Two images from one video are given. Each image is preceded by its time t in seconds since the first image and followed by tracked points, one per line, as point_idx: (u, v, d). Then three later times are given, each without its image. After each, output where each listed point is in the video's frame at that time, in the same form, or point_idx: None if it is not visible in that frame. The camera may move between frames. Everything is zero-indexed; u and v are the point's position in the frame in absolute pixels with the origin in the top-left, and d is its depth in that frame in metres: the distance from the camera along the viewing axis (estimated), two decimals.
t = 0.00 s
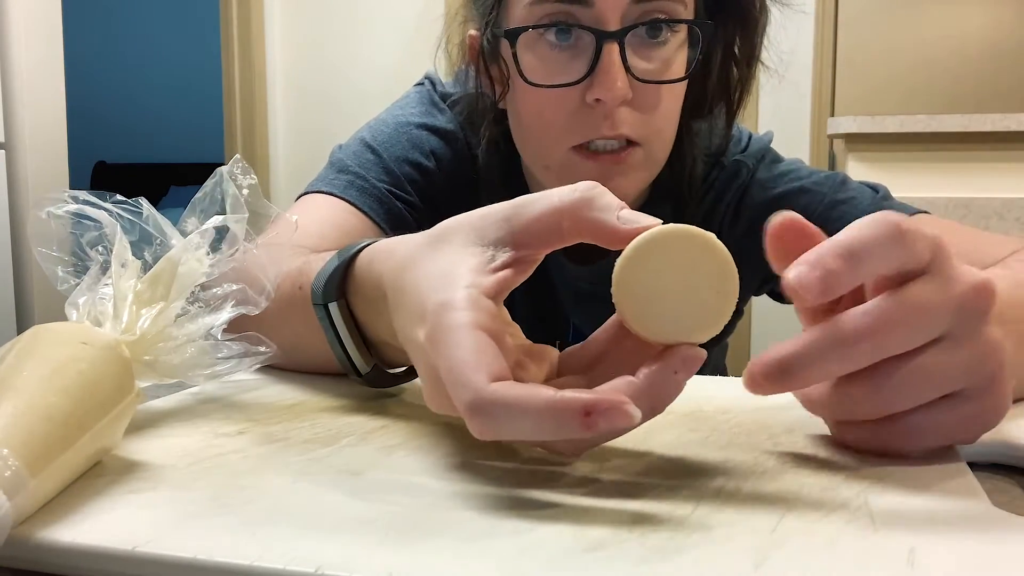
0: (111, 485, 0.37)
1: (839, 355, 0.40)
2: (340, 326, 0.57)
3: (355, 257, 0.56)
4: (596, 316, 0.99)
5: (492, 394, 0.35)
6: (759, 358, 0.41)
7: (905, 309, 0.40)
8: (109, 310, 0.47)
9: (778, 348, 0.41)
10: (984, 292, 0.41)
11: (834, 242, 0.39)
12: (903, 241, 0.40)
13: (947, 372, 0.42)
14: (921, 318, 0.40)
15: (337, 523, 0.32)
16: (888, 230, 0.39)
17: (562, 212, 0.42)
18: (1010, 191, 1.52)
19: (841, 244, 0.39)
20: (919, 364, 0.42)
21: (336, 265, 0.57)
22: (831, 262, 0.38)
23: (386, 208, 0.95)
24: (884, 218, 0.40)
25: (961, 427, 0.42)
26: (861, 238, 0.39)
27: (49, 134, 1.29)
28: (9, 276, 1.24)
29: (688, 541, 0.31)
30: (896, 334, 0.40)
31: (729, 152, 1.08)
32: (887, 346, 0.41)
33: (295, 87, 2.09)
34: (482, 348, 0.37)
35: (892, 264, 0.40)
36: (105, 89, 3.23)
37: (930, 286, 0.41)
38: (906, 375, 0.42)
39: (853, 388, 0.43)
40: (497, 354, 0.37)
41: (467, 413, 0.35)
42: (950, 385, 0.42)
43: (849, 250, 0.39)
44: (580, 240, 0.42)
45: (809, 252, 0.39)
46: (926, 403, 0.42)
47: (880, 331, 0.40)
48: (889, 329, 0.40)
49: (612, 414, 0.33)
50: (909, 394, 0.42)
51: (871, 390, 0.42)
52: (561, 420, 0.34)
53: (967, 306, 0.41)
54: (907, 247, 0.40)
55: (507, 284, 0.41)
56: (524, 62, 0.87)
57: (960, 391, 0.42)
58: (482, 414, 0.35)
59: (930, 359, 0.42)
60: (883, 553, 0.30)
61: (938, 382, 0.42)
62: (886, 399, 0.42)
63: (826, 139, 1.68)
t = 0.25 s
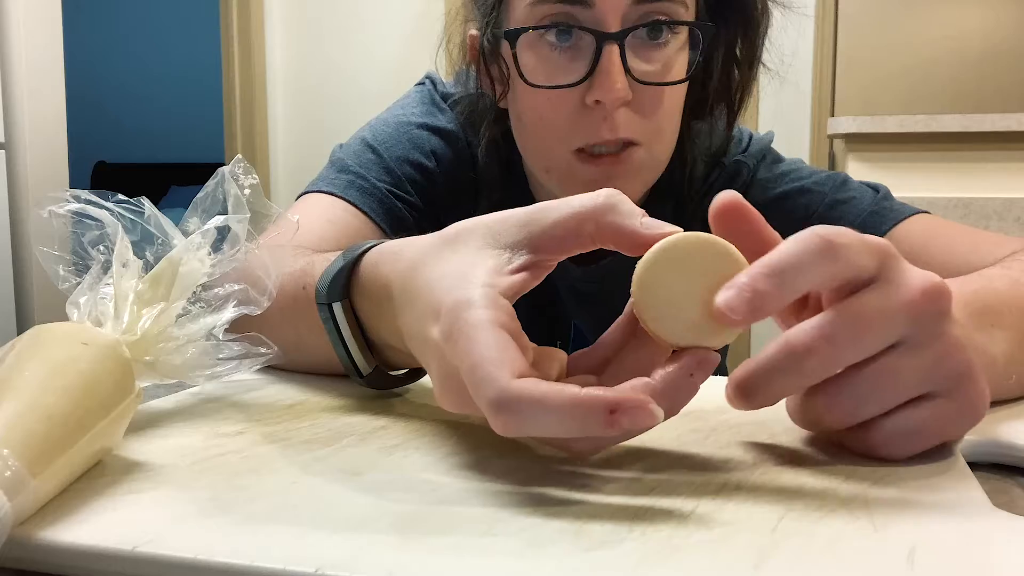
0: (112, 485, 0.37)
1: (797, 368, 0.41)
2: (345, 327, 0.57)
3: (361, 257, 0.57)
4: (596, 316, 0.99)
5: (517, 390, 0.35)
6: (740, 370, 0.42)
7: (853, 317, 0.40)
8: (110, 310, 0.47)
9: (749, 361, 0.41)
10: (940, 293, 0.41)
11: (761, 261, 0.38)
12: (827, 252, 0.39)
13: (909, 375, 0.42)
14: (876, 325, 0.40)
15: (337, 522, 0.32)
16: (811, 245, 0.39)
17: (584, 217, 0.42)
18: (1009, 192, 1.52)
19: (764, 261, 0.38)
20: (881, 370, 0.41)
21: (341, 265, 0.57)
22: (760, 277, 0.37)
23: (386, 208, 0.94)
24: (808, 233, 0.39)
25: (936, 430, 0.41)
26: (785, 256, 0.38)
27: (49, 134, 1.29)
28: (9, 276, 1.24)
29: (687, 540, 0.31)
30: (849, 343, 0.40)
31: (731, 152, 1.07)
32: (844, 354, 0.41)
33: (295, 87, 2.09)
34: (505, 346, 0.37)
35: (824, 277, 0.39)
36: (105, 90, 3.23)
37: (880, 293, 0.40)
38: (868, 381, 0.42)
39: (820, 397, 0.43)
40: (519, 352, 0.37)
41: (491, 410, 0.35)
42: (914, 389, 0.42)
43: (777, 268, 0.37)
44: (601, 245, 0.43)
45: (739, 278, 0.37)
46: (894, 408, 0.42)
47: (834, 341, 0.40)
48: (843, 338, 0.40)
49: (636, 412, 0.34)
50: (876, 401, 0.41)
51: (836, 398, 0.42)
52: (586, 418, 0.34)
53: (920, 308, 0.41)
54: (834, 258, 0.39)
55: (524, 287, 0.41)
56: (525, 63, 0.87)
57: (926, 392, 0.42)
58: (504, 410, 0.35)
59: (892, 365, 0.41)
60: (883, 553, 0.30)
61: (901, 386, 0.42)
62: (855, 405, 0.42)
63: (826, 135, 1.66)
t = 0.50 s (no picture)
0: (112, 486, 0.37)
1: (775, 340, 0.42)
2: (346, 325, 0.57)
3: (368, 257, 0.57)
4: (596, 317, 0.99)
5: (532, 379, 0.34)
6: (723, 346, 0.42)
7: (831, 290, 0.41)
8: (111, 310, 0.47)
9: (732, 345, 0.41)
10: (928, 275, 0.41)
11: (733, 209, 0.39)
12: (803, 209, 0.39)
13: (886, 354, 0.42)
14: (853, 299, 0.41)
15: (337, 522, 0.32)
16: (788, 200, 0.39)
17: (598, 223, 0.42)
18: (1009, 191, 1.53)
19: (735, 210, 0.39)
20: (857, 344, 0.43)
21: (346, 264, 0.57)
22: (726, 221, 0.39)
23: (386, 208, 0.94)
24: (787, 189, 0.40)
25: (904, 411, 0.43)
26: (756, 206, 0.39)
27: (48, 134, 1.29)
28: (9, 275, 1.24)
29: (687, 540, 0.31)
30: (825, 315, 0.41)
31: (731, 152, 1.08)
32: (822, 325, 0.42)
33: (295, 87, 2.09)
34: (519, 339, 0.37)
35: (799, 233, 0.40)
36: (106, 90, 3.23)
37: (861, 270, 0.41)
38: (843, 356, 0.43)
39: (796, 366, 0.44)
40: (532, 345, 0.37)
41: (505, 400, 0.35)
42: (890, 367, 0.43)
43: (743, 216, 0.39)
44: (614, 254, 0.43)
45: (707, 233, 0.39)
46: (867, 384, 0.43)
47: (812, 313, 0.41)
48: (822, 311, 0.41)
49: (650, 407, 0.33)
50: (847, 375, 0.43)
51: (813, 369, 0.44)
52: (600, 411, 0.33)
53: (901, 287, 0.41)
54: (811, 217, 0.39)
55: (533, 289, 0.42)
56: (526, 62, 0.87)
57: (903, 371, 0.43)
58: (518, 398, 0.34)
59: (868, 342, 0.42)
60: (883, 552, 0.30)
61: (878, 363, 0.43)
62: (824, 379, 0.43)
63: (826, 134, 1.65)
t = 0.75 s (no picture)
0: (112, 485, 0.37)
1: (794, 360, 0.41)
2: (351, 318, 0.57)
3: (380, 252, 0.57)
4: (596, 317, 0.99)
5: (541, 338, 0.34)
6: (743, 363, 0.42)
7: (866, 322, 0.39)
8: (112, 310, 0.47)
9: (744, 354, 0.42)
10: (969, 310, 0.40)
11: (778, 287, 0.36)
12: (855, 281, 0.36)
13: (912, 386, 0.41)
14: (887, 335, 0.39)
15: (338, 522, 0.32)
16: (838, 269, 0.36)
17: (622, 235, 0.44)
18: (1009, 191, 1.53)
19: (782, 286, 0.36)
20: (883, 374, 0.41)
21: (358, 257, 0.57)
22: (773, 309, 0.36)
23: (387, 208, 0.95)
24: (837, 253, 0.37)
25: (920, 441, 0.41)
26: (803, 282, 0.36)
27: (49, 135, 1.29)
28: (9, 275, 1.24)
29: (688, 541, 0.31)
30: (853, 345, 0.40)
31: (731, 153, 1.08)
32: (847, 359, 0.40)
33: (295, 87, 2.09)
34: (529, 305, 0.37)
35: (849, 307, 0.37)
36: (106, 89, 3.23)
37: (906, 308, 0.39)
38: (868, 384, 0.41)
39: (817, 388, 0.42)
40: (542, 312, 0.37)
41: (510, 357, 0.35)
42: (915, 400, 0.41)
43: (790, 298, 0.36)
44: (634, 264, 0.44)
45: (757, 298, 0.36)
46: (888, 414, 0.41)
47: (836, 338, 0.40)
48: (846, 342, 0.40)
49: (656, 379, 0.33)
50: (867, 402, 0.41)
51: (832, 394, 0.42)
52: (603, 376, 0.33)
53: (941, 323, 0.39)
54: (861, 286, 0.37)
55: (548, 281, 0.43)
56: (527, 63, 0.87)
57: (927, 404, 0.41)
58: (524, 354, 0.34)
59: (896, 371, 0.41)
60: (883, 552, 0.30)
61: (902, 394, 0.41)
62: (845, 405, 0.42)
63: (826, 134, 1.66)
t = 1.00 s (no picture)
0: (112, 486, 0.37)
1: (797, 359, 0.41)
2: (362, 308, 0.57)
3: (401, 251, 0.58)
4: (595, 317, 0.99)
5: (535, 278, 0.34)
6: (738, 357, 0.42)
7: (873, 321, 0.39)
8: (112, 310, 0.47)
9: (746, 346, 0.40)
10: (972, 311, 0.40)
11: (796, 283, 0.36)
12: (871, 281, 0.36)
13: (915, 386, 0.41)
14: (894, 335, 0.39)
15: (338, 522, 0.32)
16: (856, 268, 0.36)
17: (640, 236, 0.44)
18: (1009, 191, 1.53)
19: (800, 285, 0.36)
20: (887, 374, 0.41)
21: (378, 252, 0.58)
22: (792, 306, 0.35)
23: (386, 208, 0.95)
24: (853, 253, 0.37)
25: (920, 440, 0.41)
26: (821, 282, 0.36)
27: (49, 135, 1.29)
28: (9, 275, 1.24)
29: (688, 540, 0.31)
30: (859, 344, 0.40)
31: (731, 153, 1.09)
32: (853, 359, 0.40)
33: (295, 87, 2.09)
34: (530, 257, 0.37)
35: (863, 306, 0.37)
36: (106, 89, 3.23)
37: (913, 307, 0.39)
38: (870, 383, 0.41)
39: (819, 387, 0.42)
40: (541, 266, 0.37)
41: (504, 291, 0.35)
42: (916, 400, 0.41)
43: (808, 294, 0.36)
44: (648, 266, 0.45)
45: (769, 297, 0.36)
46: (889, 414, 0.41)
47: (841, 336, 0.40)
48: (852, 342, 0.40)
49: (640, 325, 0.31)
50: (869, 401, 0.41)
51: (834, 394, 0.42)
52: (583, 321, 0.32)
53: (947, 323, 0.40)
54: (874, 286, 0.37)
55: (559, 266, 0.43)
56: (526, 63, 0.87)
57: (928, 405, 0.41)
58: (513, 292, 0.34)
59: (900, 371, 0.40)
60: (882, 553, 0.30)
61: (904, 395, 0.41)
62: (847, 404, 0.41)
63: (826, 135, 1.66)
